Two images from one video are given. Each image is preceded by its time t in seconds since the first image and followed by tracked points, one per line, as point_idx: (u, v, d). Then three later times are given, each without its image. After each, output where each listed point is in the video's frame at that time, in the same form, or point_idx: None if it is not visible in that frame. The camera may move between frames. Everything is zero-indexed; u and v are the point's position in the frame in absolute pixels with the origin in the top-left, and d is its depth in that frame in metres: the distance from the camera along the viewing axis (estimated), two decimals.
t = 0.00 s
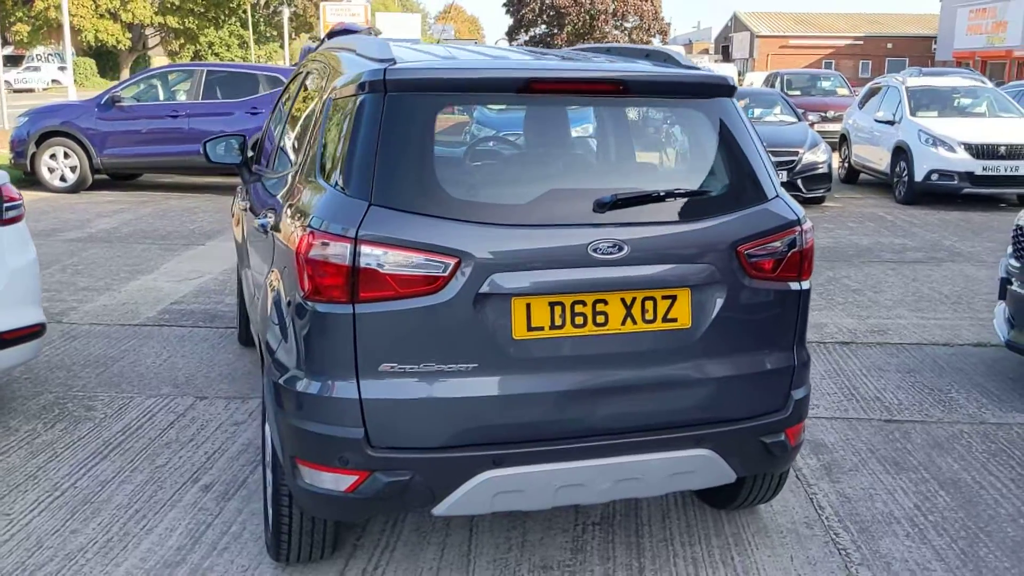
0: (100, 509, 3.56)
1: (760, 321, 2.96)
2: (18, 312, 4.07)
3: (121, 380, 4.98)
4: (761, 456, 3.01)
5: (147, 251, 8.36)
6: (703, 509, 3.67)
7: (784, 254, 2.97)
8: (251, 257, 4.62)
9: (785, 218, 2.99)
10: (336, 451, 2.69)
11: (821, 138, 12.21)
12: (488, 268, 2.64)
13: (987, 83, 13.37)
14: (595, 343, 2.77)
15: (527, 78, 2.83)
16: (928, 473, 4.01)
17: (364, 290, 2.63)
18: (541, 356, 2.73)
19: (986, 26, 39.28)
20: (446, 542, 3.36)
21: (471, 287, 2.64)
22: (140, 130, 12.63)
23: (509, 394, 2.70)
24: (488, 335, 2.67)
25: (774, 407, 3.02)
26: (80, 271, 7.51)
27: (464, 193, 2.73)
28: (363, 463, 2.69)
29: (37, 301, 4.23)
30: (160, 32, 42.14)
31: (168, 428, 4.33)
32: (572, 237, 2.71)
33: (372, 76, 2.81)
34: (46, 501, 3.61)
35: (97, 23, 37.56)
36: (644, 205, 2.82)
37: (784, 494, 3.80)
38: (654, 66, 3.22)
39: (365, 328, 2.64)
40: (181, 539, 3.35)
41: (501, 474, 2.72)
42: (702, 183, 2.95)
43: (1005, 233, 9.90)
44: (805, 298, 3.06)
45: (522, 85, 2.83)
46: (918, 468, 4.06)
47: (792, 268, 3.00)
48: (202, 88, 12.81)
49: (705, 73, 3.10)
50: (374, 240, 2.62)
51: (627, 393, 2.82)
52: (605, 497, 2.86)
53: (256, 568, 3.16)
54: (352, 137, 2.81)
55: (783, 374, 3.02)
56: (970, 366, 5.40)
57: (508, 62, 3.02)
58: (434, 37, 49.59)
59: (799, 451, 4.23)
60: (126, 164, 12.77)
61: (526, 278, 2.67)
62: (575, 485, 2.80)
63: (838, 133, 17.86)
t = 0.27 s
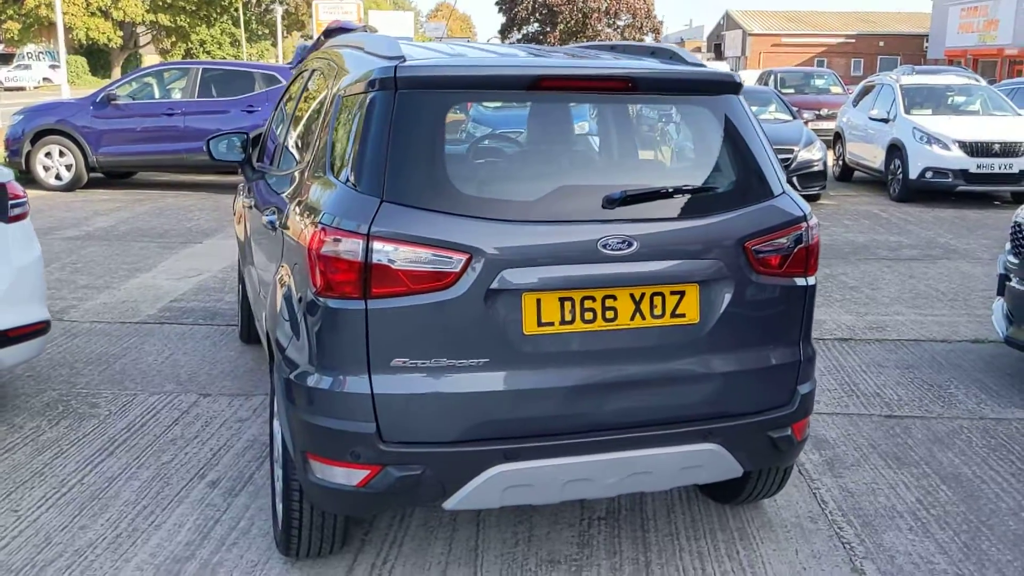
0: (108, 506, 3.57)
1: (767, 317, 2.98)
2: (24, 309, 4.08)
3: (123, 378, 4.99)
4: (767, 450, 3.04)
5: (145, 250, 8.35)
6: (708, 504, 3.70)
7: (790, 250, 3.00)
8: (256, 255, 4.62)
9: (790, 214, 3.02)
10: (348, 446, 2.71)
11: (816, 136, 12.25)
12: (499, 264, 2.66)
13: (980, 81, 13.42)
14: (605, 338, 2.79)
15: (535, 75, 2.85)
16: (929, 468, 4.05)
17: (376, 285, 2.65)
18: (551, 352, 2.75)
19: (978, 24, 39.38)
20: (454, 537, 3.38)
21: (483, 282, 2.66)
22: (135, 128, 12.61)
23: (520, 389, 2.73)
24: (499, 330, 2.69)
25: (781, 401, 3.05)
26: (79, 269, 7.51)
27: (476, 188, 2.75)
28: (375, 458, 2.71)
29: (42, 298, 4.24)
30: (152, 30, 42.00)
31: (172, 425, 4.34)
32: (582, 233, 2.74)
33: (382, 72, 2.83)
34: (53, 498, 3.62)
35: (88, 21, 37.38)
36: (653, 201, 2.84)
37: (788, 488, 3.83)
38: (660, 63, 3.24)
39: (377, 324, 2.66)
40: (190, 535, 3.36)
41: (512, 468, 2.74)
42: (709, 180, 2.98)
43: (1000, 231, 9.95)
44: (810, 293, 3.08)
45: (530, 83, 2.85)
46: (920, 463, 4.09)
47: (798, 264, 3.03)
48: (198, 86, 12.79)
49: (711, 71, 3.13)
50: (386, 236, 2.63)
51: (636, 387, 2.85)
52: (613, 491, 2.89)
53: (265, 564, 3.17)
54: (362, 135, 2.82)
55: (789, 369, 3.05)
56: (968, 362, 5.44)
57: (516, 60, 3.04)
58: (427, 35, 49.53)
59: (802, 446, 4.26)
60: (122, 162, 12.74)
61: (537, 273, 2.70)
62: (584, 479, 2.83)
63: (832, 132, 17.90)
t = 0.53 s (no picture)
0: (115, 504, 3.58)
1: (770, 315, 3.02)
2: (28, 309, 4.09)
3: (125, 377, 5.00)
4: (771, 446, 3.07)
5: (142, 249, 8.36)
6: (710, 500, 3.73)
7: (793, 248, 3.04)
8: (259, 254, 4.65)
9: (793, 212, 3.05)
10: (358, 442, 2.74)
11: (809, 135, 12.31)
12: (508, 262, 2.69)
13: (972, 81, 13.51)
14: (612, 335, 2.83)
15: (543, 75, 2.88)
16: (927, 464, 4.09)
17: (386, 284, 2.67)
18: (559, 349, 2.78)
19: (967, 25, 39.58)
20: (459, 533, 3.41)
21: (491, 280, 2.69)
22: (130, 128, 12.60)
23: (528, 386, 2.76)
24: (507, 327, 2.73)
25: (784, 398, 3.08)
26: (76, 269, 7.51)
27: (485, 187, 2.78)
28: (384, 454, 2.74)
29: (45, 297, 4.25)
30: (142, 30, 41.88)
31: (176, 424, 4.36)
32: (589, 232, 2.77)
33: (390, 72, 2.86)
34: (60, 496, 3.63)
35: (78, 21, 37.24)
36: (659, 199, 2.88)
37: (788, 484, 3.87)
38: (663, 63, 3.28)
39: (388, 321, 2.69)
40: (197, 532, 3.39)
41: (519, 464, 2.77)
42: (714, 178, 3.01)
43: (992, 230, 10.03)
44: (813, 290, 3.12)
45: (537, 83, 2.88)
46: (918, 459, 4.14)
47: (801, 261, 3.07)
48: (192, 85, 12.78)
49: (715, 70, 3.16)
50: (397, 235, 2.66)
51: (642, 384, 2.88)
52: (619, 487, 2.92)
53: (272, 560, 3.20)
54: (370, 135, 2.85)
55: (792, 365, 3.08)
56: (964, 360, 5.49)
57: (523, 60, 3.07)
58: (419, 35, 49.50)
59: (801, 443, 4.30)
60: (116, 162, 12.73)
61: (545, 271, 2.73)
62: (591, 475, 2.86)
63: (823, 131, 17.98)
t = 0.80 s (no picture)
0: (113, 502, 3.59)
1: (767, 309, 3.05)
2: (23, 308, 4.09)
3: (119, 376, 4.99)
4: (768, 439, 3.11)
5: (132, 249, 8.34)
6: (706, 493, 3.77)
7: (789, 243, 3.07)
8: (254, 252, 4.65)
9: (789, 208, 3.09)
10: (361, 438, 2.75)
11: (796, 133, 12.39)
12: (509, 258, 2.72)
13: (956, 79, 13.63)
14: (612, 330, 2.85)
15: (543, 73, 2.90)
16: (918, 456, 4.15)
17: (388, 280, 2.69)
18: (561, 344, 2.81)
19: (949, 23, 39.86)
20: (459, 528, 3.43)
21: (493, 276, 2.72)
22: (116, 127, 12.55)
23: (529, 381, 2.78)
24: (509, 323, 2.75)
25: (781, 391, 3.12)
26: (66, 269, 7.48)
27: (486, 184, 2.80)
28: (387, 449, 2.76)
29: (40, 296, 4.24)
30: (125, 29, 41.64)
31: (172, 422, 4.37)
32: (589, 228, 2.80)
33: (391, 70, 2.87)
34: (58, 494, 3.63)
35: (60, 20, 36.99)
36: (658, 195, 2.91)
37: (783, 478, 3.91)
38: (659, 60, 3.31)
39: (390, 317, 2.71)
40: (197, 529, 3.40)
41: (521, 459, 2.80)
42: (711, 175, 3.05)
43: (977, 226, 10.12)
44: (808, 285, 3.16)
45: (536, 81, 2.91)
46: (909, 452, 4.19)
47: (796, 257, 3.10)
48: (179, 85, 12.74)
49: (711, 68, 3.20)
50: (399, 232, 2.68)
51: (641, 379, 2.91)
52: (619, 480, 2.96)
53: (273, 556, 3.21)
54: (371, 133, 2.86)
55: (788, 359, 3.12)
56: (952, 354, 5.55)
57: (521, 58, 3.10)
58: (403, 33, 49.41)
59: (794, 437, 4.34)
60: (103, 162, 12.67)
61: (546, 268, 2.75)
62: (591, 469, 2.89)
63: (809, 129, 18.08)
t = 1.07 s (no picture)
0: (108, 501, 3.58)
1: (760, 304, 3.09)
2: (14, 308, 4.08)
3: (109, 375, 4.98)
4: (762, 432, 3.15)
5: (117, 248, 8.30)
6: (699, 487, 3.81)
7: (782, 239, 3.11)
8: (246, 250, 4.65)
9: (782, 204, 3.13)
10: (361, 434, 2.77)
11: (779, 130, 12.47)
12: (507, 255, 2.74)
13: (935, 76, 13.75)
14: (609, 325, 2.89)
15: (539, 71, 2.93)
16: (906, 449, 4.20)
17: (388, 278, 2.71)
18: (558, 340, 2.84)
19: (927, 21, 40.16)
20: (456, 523, 3.46)
21: (492, 273, 2.74)
22: (99, 125, 12.47)
23: (528, 377, 2.81)
24: (508, 319, 2.78)
25: (775, 385, 3.16)
26: (51, 268, 7.44)
27: (484, 181, 2.83)
28: (387, 445, 2.78)
29: (31, 296, 4.23)
30: (103, 27, 41.34)
31: (165, 421, 4.36)
32: (586, 225, 2.82)
33: (387, 68, 2.89)
34: (52, 494, 3.63)
35: (38, 17, 36.67)
36: (653, 192, 2.94)
37: (774, 471, 3.96)
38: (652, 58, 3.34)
39: (390, 314, 2.73)
40: (194, 527, 3.40)
41: (520, 453, 2.83)
42: (705, 171, 3.08)
43: (958, 222, 10.23)
44: (800, 280, 3.20)
45: (532, 79, 2.94)
46: (897, 445, 4.25)
47: (789, 252, 3.14)
48: (162, 83, 12.68)
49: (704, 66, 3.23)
50: (399, 229, 2.70)
51: (638, 373, 2.94)
52: (617, 474, 2.99)
53: (271, 553, 3.23)
54: (369, 131, 2.88)
55: (782, 353, 3.16)
56: (936, 348, 5.62)
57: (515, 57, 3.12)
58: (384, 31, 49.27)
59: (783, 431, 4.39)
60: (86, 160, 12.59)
61: (544, 264, 2.78)
62: (589, 463, 2.93)
63: (790, 126, 18.19)
